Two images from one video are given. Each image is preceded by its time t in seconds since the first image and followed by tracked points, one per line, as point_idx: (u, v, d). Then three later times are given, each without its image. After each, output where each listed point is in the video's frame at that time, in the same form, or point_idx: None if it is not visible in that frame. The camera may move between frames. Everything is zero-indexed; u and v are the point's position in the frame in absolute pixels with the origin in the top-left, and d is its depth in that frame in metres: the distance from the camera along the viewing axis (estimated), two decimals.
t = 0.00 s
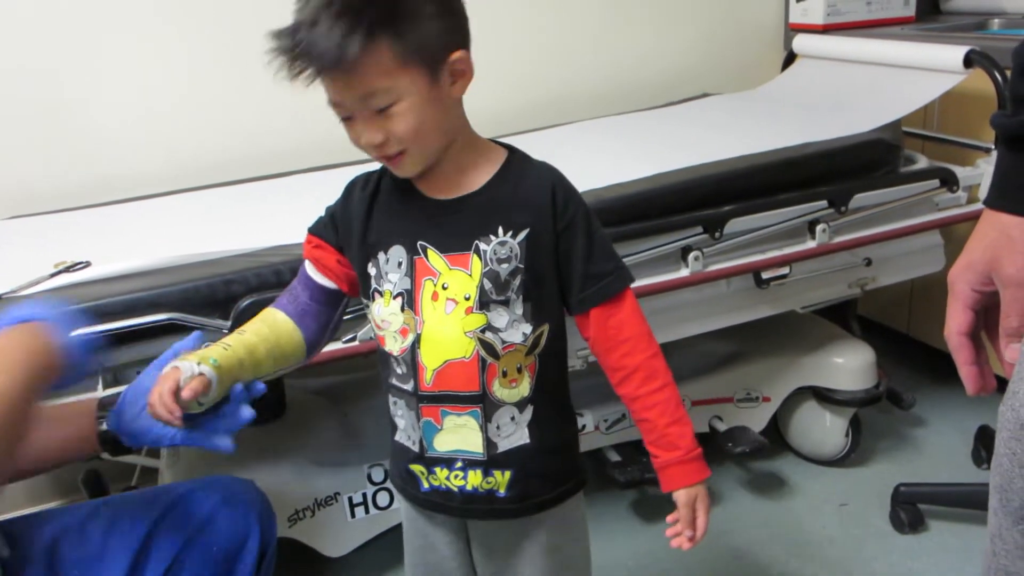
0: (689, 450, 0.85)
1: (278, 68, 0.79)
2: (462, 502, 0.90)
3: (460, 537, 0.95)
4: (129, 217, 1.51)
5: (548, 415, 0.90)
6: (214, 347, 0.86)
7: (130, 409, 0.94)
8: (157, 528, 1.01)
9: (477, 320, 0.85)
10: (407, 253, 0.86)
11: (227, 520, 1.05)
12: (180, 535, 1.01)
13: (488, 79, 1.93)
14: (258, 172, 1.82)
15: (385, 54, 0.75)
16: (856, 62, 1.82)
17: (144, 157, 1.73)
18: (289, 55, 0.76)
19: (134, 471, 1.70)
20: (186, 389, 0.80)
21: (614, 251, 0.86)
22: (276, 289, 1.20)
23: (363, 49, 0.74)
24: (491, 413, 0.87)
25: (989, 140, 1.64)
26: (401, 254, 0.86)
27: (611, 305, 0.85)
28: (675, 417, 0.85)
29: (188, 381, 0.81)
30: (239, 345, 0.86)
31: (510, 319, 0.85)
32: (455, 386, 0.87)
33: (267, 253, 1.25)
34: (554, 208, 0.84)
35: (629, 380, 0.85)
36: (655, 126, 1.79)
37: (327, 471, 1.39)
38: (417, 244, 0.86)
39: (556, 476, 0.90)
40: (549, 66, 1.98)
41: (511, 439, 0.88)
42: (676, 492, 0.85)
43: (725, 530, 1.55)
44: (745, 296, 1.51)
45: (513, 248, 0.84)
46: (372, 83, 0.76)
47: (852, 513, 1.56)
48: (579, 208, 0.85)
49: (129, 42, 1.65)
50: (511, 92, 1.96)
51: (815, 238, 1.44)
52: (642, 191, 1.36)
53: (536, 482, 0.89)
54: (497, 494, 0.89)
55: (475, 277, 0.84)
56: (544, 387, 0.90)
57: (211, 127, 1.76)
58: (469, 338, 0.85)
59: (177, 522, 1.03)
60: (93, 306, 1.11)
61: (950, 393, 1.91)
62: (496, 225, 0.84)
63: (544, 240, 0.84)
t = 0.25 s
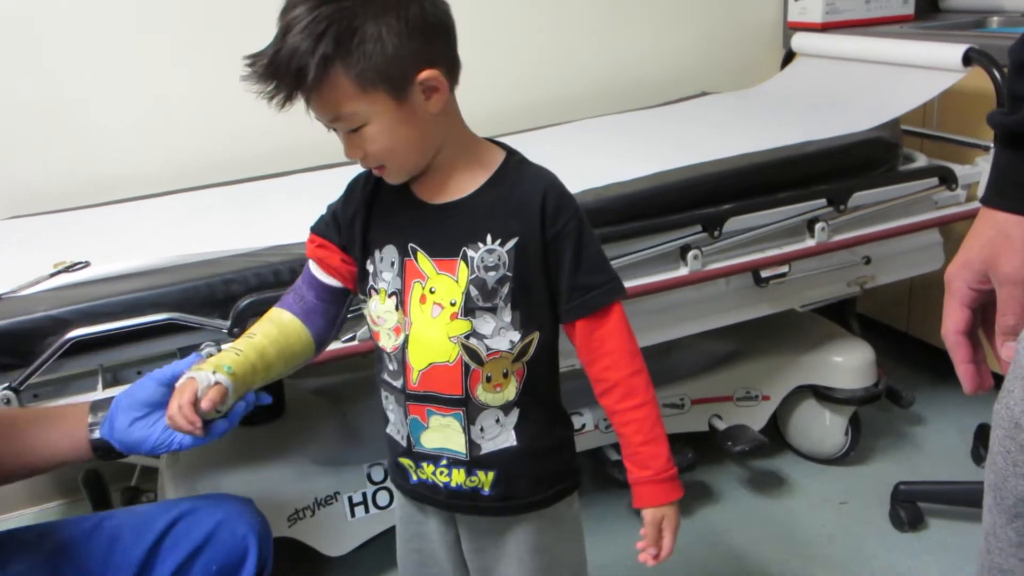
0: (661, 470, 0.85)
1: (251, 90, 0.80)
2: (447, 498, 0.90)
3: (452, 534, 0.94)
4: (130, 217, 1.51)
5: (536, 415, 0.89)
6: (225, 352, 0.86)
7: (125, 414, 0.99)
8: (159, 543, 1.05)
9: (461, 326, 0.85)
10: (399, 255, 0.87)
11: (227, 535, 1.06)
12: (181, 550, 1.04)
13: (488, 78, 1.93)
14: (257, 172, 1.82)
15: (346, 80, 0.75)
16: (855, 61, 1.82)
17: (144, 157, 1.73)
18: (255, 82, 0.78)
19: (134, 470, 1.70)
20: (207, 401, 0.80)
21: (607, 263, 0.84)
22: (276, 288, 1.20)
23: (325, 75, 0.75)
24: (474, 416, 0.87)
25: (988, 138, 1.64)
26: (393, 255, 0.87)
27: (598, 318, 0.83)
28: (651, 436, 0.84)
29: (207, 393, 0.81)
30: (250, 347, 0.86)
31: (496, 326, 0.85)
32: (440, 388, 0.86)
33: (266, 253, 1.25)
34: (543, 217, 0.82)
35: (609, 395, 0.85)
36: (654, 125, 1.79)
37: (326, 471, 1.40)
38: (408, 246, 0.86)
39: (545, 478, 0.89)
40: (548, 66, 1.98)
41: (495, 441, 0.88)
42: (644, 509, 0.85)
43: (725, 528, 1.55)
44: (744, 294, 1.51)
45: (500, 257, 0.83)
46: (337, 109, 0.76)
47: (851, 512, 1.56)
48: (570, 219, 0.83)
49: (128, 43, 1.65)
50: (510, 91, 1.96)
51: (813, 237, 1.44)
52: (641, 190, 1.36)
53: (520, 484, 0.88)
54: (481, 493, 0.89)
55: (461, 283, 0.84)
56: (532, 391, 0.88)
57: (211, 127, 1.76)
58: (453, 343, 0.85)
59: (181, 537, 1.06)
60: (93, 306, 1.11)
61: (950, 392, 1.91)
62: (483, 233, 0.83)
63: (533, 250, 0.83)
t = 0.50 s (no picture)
0: (657, 478, 0.84)
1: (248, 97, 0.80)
2: (448, 502, 0.90)
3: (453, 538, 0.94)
4: (129, 220, 1.52)
5: (536, 419, 0.88)
6: (242, 366, 0.87)
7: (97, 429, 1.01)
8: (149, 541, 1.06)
9: (459, 331, 0.85)
10: (398, 259, 0.87)
11: (220, 527, 1.12)
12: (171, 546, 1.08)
13: (487, 80, 1.93)
14: (256, 174, 1.82)
15: (341, 87, 0.75)
16: (854, 61, 1.82)
17: (144, 160, 1.73)
18: (251, 89, 0.78)
19: (134, 472, 1.70)
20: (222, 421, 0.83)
21: (605, 267, 0.83)
22: (275, 290, 1.20)
23: (320, 83, 0.75)
24: (474, 420, 0.87)
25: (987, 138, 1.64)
26: (392, 260, 0.87)
27: (599, 322, 0.83)
28: (647, 443, 0.83)
29: (223, 413, 0.83)
30: (266, 361, 0.88)
31: (495, 331, 0.84)
32: (439, 393, 0.86)
33: (265, 255, 1.25)
34: (541, 221, 0.82)
35: (607, 399, 0.84)
36: (653, 126, 1.79)
37: (326, 473, 1.40)
38: (407, 251, 0.86)
39: (546, 483, 0.89)
40: (547, 67, 1.99)
41: (495, 446, 0.88)
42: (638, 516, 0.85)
43: (725, 529, 1.55)
44: (743, 295, 1.51)
45: (498, 261, 0.82)
46: (333, 115, 0.77)
47: (852, 513, 1.56)
48: (570, 220, 0.82)
49: (127, 45, 1.65)
50: (509, 92, 1.97)
51: (813, 238, 1.44)
52: (640, 191, 1.36)
53: (520, 488, 0.88)
54: (481, 497, 0.89)
55: (459, 287, 0.84)
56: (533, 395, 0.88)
57: (210, 128, 1.76)
58: (452, 348, 0.85)
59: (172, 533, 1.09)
60: (92, 309, 1.11)
61: (950, 392, 1.90)
62: (481, 237, 0.82)
63: (531, 254, 0.82)
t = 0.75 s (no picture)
0: (660, 490, 0.82)
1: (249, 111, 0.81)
2: (451, 506, 0.90)
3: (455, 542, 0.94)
4: (129, 222, 1.52)
5: (542, 428, 0.87)
6: (318, 407, 0.86)
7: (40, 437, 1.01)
8: (157, 548, 1.13)
9: (461, 338, 0.84)
10: (403, 264, 0.87)
11: (228, 532, 1.16)
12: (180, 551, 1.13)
13: (487, 83, 1.94)
14: (256, 177, 1.83)
15: (336, 100, 0.75)
16: (854, 63, 1.82)
17: (144, 162, 1.73)
18: (250, 105, 0.78)
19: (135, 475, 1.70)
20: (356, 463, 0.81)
21: (611, 272, 0.81)
22: (276, 293, 1.20)
23: (316, 97, 0.75)
24: (476, 428, 0.86)
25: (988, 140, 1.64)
26: (399, 265, 0.87)
27: (603, 330, 0.80)
28: (650, 455, 0.81)
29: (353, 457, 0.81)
30: (335, 393, 0.88)
31: (498, 339, 0.84)
32: (443, 400, 0.86)
33: (266, 258, 1.25)
34: (544, 227, 0.80)
35: (611, 408, 0.82)
36: (653, 128, 1.79)
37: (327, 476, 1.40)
38: (411, 256, 0.86)
39: (551, 491, 0.88)
40: (548, 69, 1.99)
41: (498, 453, 0.87)
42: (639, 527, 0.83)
43: (726, 532, 1.55)
44: (744, 297, 1.51)
45: (501, 268, 0.81)
46: (332, 128, 0.76)
47: (853, 515, 1.56)
48: (573, 226, 0.80)
49: (128, 49, 1.66)
50: (510, 96, 1.97)
51: (814, 240, 1.44)
52: (641, 193, 1.36)
53: (526, 497, 0.87)
54: (484, 504, 0.88)
55: (462, 294, 0.83)
56: (538, 404, 0.87)
57: (210, 132, 1.76)
58: (454, 355, 0.85)
59: (179, 537, 1.15)
60: (93, 312, 1.12)
61: (951, 394, 1.90)
62: (484, 245, 0.81)
63: (534, 262, 0.81)
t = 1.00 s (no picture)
0: (659, 500, 0.80)
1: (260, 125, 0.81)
2: (459, 507, 0.90)
3: (459, 543, 0.94)
4: (129, 223, 1.52)
5: (551, 432, 0.87)
6: (341, 410, 0.86)
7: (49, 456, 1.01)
8: (159, 538, 1.18)
9: (469, 340, 0.84)
10: (413, 265, 0.87)
11: (227, 523, 1.20)
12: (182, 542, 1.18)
13: (487, 84, 1.94)
14: (256, 177, 1.83)
15: (344, 112, 0.75)
16: (855, 64, 1.82)
17: (144, 163, 1.73)
18: (260, 119, 0.78)
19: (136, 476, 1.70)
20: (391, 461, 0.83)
21: (622, 275, 0.79)
22: (277, 293, 1.20)
23: (325, 111, 0.75)
24: (483, 431, 0.86)
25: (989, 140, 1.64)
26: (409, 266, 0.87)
27: (611, 335, 0.79)
28: (651, 463, 0.80)
29: (388, 457, 0.83)
30: (352, 393, 0.88)
31: (506, 342, 0.83)
32: (451, 402, 0.86)
33: (267, 259, 1.25)
34: (553, 230, 0.79)
35: (615, 413, 0.81)
36: (654, 129, 1.79)
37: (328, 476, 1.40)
38: (420, 257, 0.86)
39: (558, 495, 0.88)
40: (549, 69, 1.99)
41: (505, 456, 0.87)
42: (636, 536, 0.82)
43: (727, 532, 1.54)
44: (745, 297, 1.51)
45: (509, 271, 0.81)
46: (342, 139, 0.76)
47: (854, 515, 1.56)
48: (582, 229, 0.79)
49: (127, 50, 1.66)
50: (510, 96, 1.97)
51: (815, 240, 1.44)
52: (641, 194, 1.36)
53: (534, 501, 0.87)
54: (491, 506, 0.88)
55: (470, 296, 0.83)
56: (545, 408, 0.86)
57: (210, 132, 1.76)
58: (461, 358, 0.84)
59: (179, 529, 1.19)
60: (94, 313, 1.12)
61: (952, 394, 1.90)
62: (492, 247, 0.81)
63: (543, 266, 0.80)
